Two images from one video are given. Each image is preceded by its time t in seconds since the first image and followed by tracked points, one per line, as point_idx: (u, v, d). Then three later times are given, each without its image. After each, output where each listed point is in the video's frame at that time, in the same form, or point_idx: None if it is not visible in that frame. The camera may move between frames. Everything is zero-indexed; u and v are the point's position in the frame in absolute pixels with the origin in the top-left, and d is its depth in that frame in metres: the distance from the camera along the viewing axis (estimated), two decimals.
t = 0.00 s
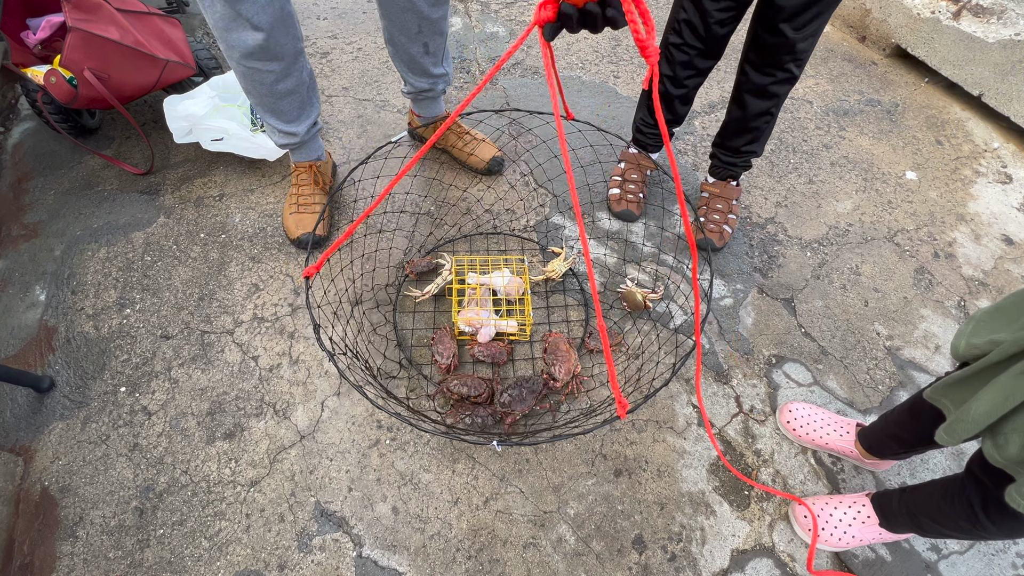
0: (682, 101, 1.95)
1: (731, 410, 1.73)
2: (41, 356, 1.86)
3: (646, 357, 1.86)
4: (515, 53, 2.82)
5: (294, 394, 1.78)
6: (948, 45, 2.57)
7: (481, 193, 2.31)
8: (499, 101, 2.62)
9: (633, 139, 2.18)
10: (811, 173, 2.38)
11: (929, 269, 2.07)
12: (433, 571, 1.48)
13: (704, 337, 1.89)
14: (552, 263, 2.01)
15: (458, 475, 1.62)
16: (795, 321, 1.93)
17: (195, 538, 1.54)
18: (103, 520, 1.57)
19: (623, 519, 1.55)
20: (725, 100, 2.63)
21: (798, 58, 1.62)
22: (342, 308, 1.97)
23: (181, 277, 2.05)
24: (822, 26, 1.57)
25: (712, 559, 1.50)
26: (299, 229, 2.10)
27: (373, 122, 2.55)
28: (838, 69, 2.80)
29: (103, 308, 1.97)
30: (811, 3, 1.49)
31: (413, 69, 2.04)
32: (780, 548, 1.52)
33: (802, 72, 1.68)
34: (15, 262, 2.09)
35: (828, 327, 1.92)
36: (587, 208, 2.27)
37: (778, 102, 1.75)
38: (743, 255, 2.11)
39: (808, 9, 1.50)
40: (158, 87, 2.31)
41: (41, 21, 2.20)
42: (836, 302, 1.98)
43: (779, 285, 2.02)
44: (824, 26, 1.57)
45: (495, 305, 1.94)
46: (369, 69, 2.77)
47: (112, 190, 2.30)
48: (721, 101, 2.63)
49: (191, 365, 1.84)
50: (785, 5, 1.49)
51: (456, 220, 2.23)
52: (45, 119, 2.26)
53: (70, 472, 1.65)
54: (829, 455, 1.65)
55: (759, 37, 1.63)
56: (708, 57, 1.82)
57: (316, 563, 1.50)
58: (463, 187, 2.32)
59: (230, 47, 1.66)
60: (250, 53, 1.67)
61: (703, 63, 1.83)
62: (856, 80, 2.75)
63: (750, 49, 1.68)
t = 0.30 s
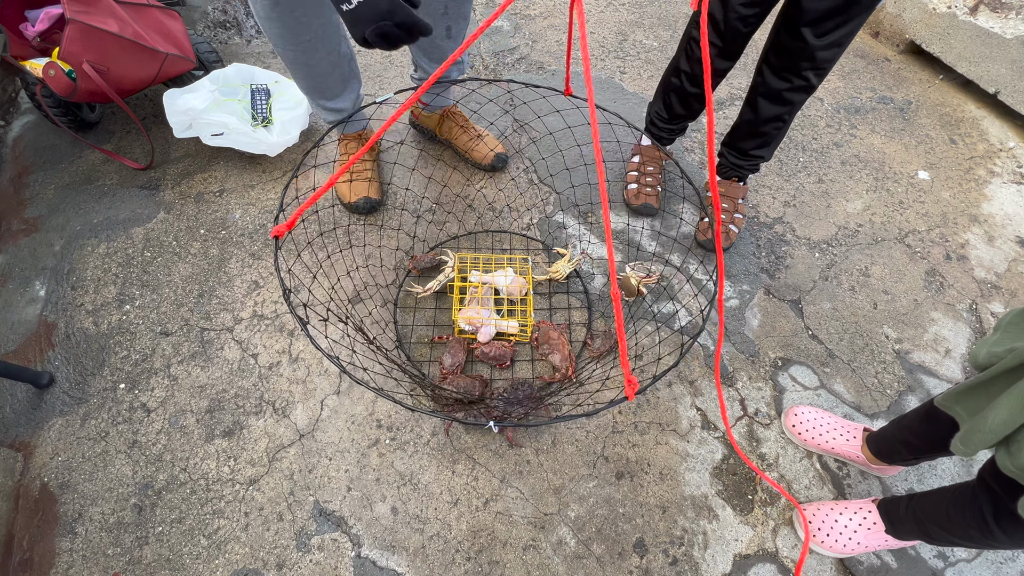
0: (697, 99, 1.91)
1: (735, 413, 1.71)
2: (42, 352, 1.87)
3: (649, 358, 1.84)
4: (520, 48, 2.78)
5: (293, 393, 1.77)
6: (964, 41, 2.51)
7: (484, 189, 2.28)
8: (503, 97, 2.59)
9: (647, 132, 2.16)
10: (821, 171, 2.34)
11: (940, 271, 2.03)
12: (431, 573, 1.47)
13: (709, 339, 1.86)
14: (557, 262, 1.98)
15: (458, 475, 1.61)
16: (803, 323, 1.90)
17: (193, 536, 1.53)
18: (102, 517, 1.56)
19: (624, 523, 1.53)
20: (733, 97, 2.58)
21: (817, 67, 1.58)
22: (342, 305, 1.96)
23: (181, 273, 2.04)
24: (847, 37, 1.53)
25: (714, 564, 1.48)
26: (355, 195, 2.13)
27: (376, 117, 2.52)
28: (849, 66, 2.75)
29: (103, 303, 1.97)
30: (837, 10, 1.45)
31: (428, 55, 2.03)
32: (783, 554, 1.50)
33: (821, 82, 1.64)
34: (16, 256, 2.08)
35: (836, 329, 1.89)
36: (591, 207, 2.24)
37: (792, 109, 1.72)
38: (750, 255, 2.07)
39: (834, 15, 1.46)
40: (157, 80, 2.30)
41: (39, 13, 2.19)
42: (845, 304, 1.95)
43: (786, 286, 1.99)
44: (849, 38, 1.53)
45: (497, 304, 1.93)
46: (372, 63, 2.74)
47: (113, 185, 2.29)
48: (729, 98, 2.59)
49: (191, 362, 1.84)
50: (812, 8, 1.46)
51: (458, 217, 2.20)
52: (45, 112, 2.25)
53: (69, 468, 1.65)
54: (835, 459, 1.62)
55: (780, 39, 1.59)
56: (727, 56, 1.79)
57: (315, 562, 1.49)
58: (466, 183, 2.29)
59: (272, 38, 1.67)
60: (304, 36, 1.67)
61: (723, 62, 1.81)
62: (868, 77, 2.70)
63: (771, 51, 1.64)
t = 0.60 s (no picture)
0: (712, 93, 1.86)
1: (739, 423, 1.68)
2: (42, 350, 1.86)
3: (652, 365, 1.81)
4: (526, 45, 2.74)
5: (292, 395, 1.76)
6: (983, 41, 2.44)
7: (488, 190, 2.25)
8: (509, 94, 2.55)
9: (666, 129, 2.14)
10: (832, 175, 2.28)
11: (954, 279, 1.98)
12: None
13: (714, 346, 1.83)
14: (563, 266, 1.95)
15: (456, 482, 1.59)
16: (810, 331, 1.86)
17: (189, 539, 1.53)
18: (99, 517, 1.56)
19: (624, 534, 1.51)
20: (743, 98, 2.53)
21: (823, 66, 1.52)
22: (343, 307, 1.94)
23: (182, 272, 2.03)
24: (853, 35, 1.47)
25: None
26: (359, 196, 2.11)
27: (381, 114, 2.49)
28: (864, 66, 2.68)
29: (104, 301, 1.96)
30: (841, 8, 1.40)
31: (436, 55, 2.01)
32: (786, 569, 1.47)
33: (828, 81, 1.59)
34: (19, 252, 2.08)
35: (844, 338, 1.85)
36: (596, 209, 2.21)
37: (798, 110, 1.66)
38: (757, 260, 2.03)
39: (837, 13, 1.41)
40: (159, 76, 2.27)
41: (42, 8, 2.17)
42: (854, 312, 1.90)
43: (794, 293, 1.95)
44: (856, 36, 1.48)
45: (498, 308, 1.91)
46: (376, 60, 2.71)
47: (115, 181, 2.28)
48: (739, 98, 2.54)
49: (190, 362, 1.83)
50: (814, 5, 1.41)
51: (461, 218, 2.17)
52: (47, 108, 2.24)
53: (68, 468, 1.64)
54: (841, 473, 1.59)
55: (784, 37, 1.54)
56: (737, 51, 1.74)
57: (311, 568, 1.48)
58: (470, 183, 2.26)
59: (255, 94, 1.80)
60: (280, 75, 1.64)
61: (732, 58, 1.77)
62: (882, 77, 2.64)
63: (775, 49, 1.59)
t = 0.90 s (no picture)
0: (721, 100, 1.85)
1: (746, 439, 1.63)
2: (43, 351, 1.86)
3: (657, 377, 1.76)
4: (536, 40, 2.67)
5: (290, 402, 1.73)
6: (1010, 40, 2.34)
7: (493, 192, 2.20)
8: (516, 94, 2.48)
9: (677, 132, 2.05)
10: (848, 179, 2.21)
11: (972, 290, 1.91)
12: None
13: (721, 358, 1.77)
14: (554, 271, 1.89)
15: (453, 495, 1.56)
16: (821, 343, 1.80)
17: (184, 547, 1.52)
18: (95, 524, 1.56)
19: (622, 552, 1.48)
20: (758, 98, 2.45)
21: (832, 75, 1.46)
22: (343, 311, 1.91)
23: (183, 273, 2.01)
24: (865, 42, 1.40)
25: None
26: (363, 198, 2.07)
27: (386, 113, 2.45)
28: (884, 64, 2.58)
29: (105, 302, 1.95)
30: (850, 15, 1.34)
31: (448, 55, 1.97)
32: None
33: (839, 89, 1.51)
34: (22, 251, 2.08)
35: (857, 351, 1.79)
36: (603, 214, 2.16)
37: (809, 118, 1.60)
38: (768, 268, 1.97)
39: (845, 21, 1.35)
40: (165, 74, 2.24)
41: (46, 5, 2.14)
42: (867, 324, 1.84)
43: (805, 303, 1.89)
44: (869, 43, 1.41)
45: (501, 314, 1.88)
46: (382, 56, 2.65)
47: (120, 179, 2.26)
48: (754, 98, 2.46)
49: (188, 366, 1.81)
50: (820, 12, 1.36)
51: (465, 222, 2.13)
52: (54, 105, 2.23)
53: (65, 472, 1.64)
54: (850, 493, 1.54)
55: (791, 43, 1.49)
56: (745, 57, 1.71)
57: None
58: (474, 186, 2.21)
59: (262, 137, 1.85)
60: (272, 126, 1.68)
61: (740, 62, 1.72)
62: (903, 76, 2.54)
63: (783, 55, 1.54)
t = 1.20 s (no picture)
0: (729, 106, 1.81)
1: (750, 453, 1.61)
2: (47, 350, 1.87)
3: (660, 388, 1.74)
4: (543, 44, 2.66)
5: (290, 406, 1.73)
6: None
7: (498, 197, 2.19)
8: (521, 98, 2.46)
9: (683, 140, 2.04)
10: (858, 189, 2.17)
11: (984, 305, 1.88)
12: None
13: (725, 370, 1.75)
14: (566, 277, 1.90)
15: (452, 504, 1.55)
16: (828, 356, 1.78)
17: (182, 551, 1.52)
18: (95, 525, 1.56)
19: (622, 567, 1.46)
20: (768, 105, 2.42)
21: (843, 85, 1.44)
22: (346, 316, 1.90)
23: (187, 275, 2.01)
24: (878, 52, 1.37)
25: None
26: (367, 202, 2.07)
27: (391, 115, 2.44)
28: (896, 71, 2.54)
29: (109, 302, 1.96)
30: (862, 25, 1.31)
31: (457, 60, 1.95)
32: None
33: (850, 100, 1.49)
34: (28, 249, 2.09)
35: (864, 366, 1.76)
36: (608, 221, 2.13)
37: (818, 128, 1.57)
38: (774, 278, 1.95)
39: (858, 31, 1.33)
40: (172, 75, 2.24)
41: (56, 5, 2.15)
42: (875, 338, 1.81)
43: (812, 315, 1.86)
44: (882, 53, 1.38)
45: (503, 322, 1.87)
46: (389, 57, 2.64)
47: (126, 179, 2.27)
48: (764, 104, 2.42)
49: (191, 368, 1.81)
50: (832, 21, 1.34)
51: (468, 227, 2.11)
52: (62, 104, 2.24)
53: (66, 473, 1.64)
54: (855, 511, 1.51)
55: (801, 53, 1.46)
56: (753, 63, 1.67)
57: None
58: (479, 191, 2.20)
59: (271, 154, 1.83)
60: (282, 136, 1.68)
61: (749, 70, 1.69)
62: (915, 84, 2.50)
63: (792, 65, 1.51)
